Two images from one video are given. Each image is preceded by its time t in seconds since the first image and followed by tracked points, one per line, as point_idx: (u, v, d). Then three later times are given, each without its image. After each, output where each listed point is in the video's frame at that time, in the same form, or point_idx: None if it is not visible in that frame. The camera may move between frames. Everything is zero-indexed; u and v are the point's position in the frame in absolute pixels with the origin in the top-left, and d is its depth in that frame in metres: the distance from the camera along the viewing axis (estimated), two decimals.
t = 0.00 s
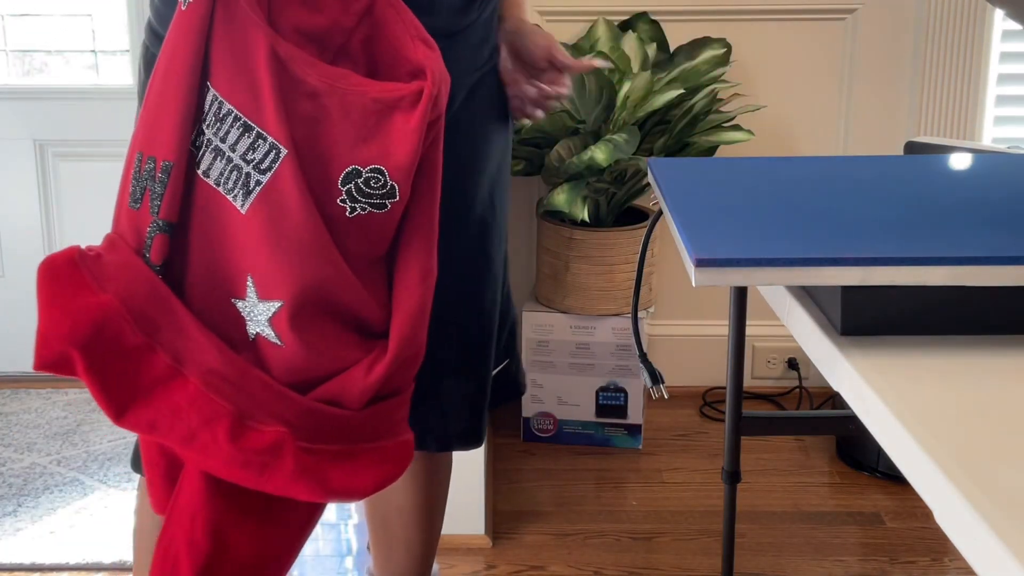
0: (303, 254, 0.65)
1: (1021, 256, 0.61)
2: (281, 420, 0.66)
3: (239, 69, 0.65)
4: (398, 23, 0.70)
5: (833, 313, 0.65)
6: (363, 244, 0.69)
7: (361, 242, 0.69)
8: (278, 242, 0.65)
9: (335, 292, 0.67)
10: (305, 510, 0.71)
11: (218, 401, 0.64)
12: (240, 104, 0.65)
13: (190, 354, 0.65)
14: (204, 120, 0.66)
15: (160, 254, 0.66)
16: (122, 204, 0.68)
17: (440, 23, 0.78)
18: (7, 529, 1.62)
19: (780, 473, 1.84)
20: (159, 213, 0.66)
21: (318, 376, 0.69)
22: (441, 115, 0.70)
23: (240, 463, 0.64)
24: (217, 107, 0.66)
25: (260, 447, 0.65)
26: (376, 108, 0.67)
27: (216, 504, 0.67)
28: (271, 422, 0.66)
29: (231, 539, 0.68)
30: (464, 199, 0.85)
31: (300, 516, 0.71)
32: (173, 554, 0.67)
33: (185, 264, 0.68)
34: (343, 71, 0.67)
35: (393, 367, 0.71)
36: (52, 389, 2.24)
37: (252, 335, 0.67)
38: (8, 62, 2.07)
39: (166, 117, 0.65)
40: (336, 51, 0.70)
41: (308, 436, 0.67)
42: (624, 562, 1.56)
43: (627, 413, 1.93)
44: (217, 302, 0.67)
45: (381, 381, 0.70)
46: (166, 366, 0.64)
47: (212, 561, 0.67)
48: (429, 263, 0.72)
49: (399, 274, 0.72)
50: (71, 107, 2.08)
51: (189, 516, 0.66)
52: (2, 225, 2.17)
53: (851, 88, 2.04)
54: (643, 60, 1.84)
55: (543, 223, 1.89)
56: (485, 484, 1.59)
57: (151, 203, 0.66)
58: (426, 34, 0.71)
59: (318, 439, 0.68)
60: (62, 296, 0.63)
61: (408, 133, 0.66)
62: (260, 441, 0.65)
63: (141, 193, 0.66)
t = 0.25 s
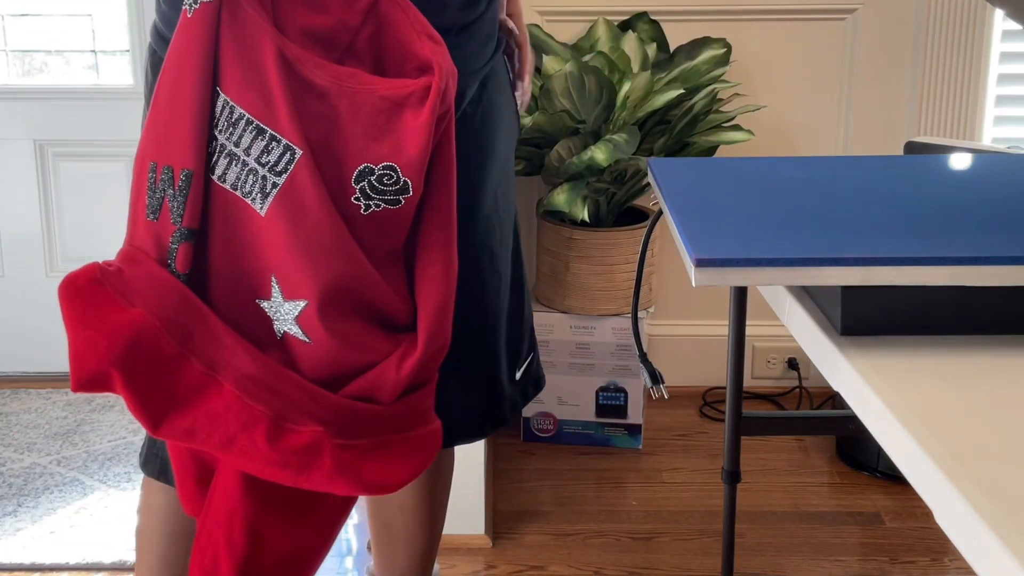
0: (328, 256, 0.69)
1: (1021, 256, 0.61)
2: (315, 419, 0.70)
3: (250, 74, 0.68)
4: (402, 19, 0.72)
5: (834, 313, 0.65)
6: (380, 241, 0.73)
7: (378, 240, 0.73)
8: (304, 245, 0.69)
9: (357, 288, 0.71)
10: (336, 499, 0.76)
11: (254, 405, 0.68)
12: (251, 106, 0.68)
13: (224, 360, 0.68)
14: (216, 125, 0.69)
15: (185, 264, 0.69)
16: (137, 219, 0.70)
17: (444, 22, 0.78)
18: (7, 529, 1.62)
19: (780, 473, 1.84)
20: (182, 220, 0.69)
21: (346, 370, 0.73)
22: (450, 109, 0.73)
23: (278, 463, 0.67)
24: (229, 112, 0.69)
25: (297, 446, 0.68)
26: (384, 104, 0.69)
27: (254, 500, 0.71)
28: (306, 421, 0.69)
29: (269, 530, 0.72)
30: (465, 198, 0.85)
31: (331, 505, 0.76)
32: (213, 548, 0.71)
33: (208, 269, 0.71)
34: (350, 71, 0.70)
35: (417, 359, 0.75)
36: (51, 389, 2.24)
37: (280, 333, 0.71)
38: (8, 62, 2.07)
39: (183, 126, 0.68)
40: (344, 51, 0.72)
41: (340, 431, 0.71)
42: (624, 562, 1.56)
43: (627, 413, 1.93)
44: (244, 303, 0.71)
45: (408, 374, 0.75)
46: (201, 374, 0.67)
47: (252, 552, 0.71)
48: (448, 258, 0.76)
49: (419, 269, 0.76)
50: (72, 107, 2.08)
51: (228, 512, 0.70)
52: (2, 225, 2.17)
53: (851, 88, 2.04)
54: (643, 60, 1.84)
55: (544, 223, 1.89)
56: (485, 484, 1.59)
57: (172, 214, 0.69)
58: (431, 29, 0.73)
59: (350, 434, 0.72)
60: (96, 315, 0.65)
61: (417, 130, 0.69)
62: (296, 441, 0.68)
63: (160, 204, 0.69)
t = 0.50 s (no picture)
0: (325, 255, 0.67)
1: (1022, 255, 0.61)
2: (315, 421, 0.68)
3: (242, 77, 0.67)
4: (398, 23, 0.71)
5: (834, 313, 0.65)
6: (378, 242, 0.72)
7: (377, 240, 0.72)
8: (299, 243, 0.67)
9: (355, 289, 0.70)
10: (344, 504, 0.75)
11: (252, 408, 0.66)
12: (244, 108, 0.67)
13: (222, 362, 0.66)
14: (212, 127, 0.68)
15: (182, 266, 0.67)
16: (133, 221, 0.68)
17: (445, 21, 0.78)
18: (8, 528, 1.62)
19: (780, 473, 1.84)
20: (179, 223, 0.67)
21: (346, 372, 0.71)
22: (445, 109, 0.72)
23: (278, 467, 0.66)
24: (223, 114, 0.68)
25: (297, 450, 0.67)
26: (378, 104, 0.68)
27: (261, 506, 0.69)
28: (307, 424, 0.68)
29: (277, 538, 0.71)
30: (464, 197, 0.85)
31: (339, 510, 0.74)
32: (221, 559, 0.70)
33: (208, 271, 0.70)
34: (344, 72, 0.69)
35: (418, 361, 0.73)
36: (51, 388, 2.24)
37: (278, 336, 0.69)
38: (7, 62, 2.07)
39: (178, 128, 0.67)
40: (338, 52, 0.71)
41: (342, 434, 0.69)
42: (624, 562, 1.56)
43: (627, 413, 1.93)
44: (242, 306, 0.70)
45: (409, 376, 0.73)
46: (200, 377, 0.66)
47: (260, 563, 0.70)
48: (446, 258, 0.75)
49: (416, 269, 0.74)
50: (71, 106, 2.08)
51: (236, 520, 0.69)
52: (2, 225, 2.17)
53: (852, 87, 2.04)
54: (643, 60, 1.84)
55: (544, 223, 1.89)
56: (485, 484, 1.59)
57: (169, 217, 0.67)
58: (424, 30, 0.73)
59: (352, 437, 0.70)
60: (93, 319, 0.64)
61: (412, 129, 0.68)
62: (296, 444, 0.67)
63: (157, 207, 0.67)
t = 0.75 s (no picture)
0: (290, 257, 0.66)
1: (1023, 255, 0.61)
2: (282, 421, 0.67)
3: (214, 77, 0.65)
4: (372, 24, 0.70)
5: (833, 312, 0.65)
6: (350, 241, 0.70)
7: (349, 240, 0.70)
8: (265, 245, 0.65)
9: (324, 291, 0.68)
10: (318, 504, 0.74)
11: (217, 406, 0.65)
12: (216, 109, 0.65)
13: (189, 359, 0.66)
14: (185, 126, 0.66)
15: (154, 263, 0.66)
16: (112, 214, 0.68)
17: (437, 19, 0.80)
18: (8, 528, 1.62)
19: (780, 473, 1.84)
20: (151, 221, 0.65)
21: (315, 374, 0.69)
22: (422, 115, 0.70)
23: (242, 465, 0.65)
24: (196, 114, 0.66)
25: (261, 449, 0.66)
26: (351, 109, 0.67)
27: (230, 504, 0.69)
28: (273, 424, 0.67)
29: (247, 536, 0.70)
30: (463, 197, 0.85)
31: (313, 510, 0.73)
32: (190, 555, 0.69)
33: (181, 268, 0.68)
34: (316, 74, 0.67)
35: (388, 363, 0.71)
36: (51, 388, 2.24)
37: (248, 335, 0.68)
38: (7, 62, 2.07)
39: (151, 124, 0.65)
40: (315, 54, 0.70)
41: (309, 435, 0.68)
42: (624, 562, 1.56)
43: (627, 413, 1.93)
44: (214, 305, 0.68)
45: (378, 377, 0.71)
46: (168, 373, 0.66)
47: (228, 560, 0.69)
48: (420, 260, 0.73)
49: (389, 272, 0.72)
50: (71, 107, 2.08)
51: (204, 517, 0.69)
52: (2, 225, 2.17)
53: (852, 87, 2.03)
54: (643, 60, 1.84)
55: (544, 223, 1.89)
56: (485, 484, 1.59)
57: (142, 215, 0.65)
58: (400, 33, 0.71)
59: (320, 438, 0.68)
60: (64, 312, 0.64)
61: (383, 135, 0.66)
62: (261, 443, 0.66)
63: (130, 203, 0.66)
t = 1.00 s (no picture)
0: (258, 256, 0.65)
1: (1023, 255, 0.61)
2: (246, 420, 0.66)
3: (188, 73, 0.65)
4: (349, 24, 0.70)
5: (833, 312, 0.65)
6: (320, 241, 0.70)
7: (319, 240, 0.70)
8: (234, 242, 0.65)
9: (292, 292, 0.67)
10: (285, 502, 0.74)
11: (183, 402, 0.65)
12: (190, 105, 0.65)
13: (156, 353, 0.65)
14: (162, 121, 0.67)
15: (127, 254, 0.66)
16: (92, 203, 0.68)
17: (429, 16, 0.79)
18: (8, 528, 1.62)
19: (780, 473, 1.84)
20: (124, 214, 0.66)
21: (282, 374, 0.69)
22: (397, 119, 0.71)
23: (204, 462, 0.65)
24: (172, 109, 0.66)
25: (224, 446, 0.66)
26: (325, 109, 0.67)
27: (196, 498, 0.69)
28: (237, 422, 0.66)
29: (211, 532, 0.70)
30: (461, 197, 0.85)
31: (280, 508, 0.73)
32: (155, 545, 0.70)
33: (154, 261, 0.68)
34: (291, 73, 0.67)
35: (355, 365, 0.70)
36: (52, 388, 2.24)
37: (217, 331, 0.67)
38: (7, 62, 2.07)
39: (128, 118, 0.66)
40: (293, 53, 0.69)
41: (273, 435, 0.67)
42: (624, 562, 1.56)
43: (627, 413, 1.93)
44: (185, 299, 0.68)
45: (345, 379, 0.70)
46: (136, 366, 0.65)
47: (191, 555, 0.69)
48: (391, 264, 0.72)
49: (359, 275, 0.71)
50: (71, 107, 2.07)
51: (169, 510, 0.69)
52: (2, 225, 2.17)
53: (852, 86, 2.03)
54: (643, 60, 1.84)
55: (543, 223, 1.89)
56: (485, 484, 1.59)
57: (116, 207, 0.66)
58: (379, 34, 0.71)
59: (284, 438, 0.68)
60: (31, 300, 0.63)
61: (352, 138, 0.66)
62: (224, 442, 0.66)
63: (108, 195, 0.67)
